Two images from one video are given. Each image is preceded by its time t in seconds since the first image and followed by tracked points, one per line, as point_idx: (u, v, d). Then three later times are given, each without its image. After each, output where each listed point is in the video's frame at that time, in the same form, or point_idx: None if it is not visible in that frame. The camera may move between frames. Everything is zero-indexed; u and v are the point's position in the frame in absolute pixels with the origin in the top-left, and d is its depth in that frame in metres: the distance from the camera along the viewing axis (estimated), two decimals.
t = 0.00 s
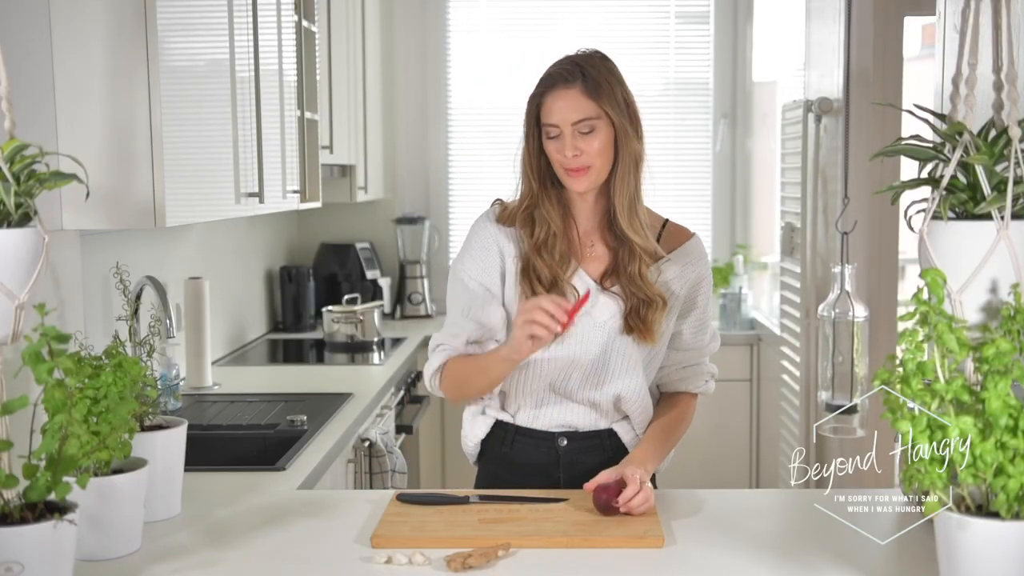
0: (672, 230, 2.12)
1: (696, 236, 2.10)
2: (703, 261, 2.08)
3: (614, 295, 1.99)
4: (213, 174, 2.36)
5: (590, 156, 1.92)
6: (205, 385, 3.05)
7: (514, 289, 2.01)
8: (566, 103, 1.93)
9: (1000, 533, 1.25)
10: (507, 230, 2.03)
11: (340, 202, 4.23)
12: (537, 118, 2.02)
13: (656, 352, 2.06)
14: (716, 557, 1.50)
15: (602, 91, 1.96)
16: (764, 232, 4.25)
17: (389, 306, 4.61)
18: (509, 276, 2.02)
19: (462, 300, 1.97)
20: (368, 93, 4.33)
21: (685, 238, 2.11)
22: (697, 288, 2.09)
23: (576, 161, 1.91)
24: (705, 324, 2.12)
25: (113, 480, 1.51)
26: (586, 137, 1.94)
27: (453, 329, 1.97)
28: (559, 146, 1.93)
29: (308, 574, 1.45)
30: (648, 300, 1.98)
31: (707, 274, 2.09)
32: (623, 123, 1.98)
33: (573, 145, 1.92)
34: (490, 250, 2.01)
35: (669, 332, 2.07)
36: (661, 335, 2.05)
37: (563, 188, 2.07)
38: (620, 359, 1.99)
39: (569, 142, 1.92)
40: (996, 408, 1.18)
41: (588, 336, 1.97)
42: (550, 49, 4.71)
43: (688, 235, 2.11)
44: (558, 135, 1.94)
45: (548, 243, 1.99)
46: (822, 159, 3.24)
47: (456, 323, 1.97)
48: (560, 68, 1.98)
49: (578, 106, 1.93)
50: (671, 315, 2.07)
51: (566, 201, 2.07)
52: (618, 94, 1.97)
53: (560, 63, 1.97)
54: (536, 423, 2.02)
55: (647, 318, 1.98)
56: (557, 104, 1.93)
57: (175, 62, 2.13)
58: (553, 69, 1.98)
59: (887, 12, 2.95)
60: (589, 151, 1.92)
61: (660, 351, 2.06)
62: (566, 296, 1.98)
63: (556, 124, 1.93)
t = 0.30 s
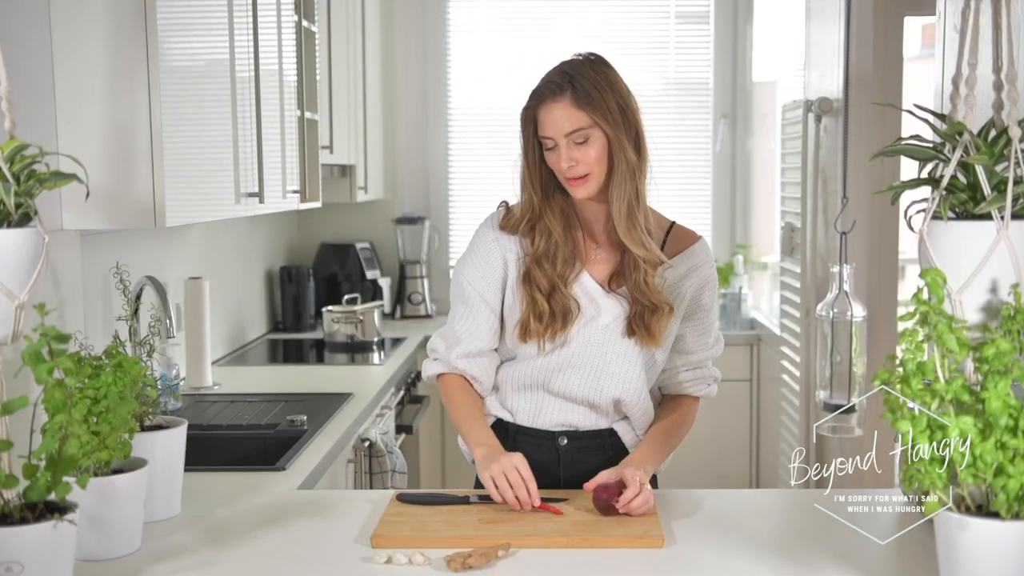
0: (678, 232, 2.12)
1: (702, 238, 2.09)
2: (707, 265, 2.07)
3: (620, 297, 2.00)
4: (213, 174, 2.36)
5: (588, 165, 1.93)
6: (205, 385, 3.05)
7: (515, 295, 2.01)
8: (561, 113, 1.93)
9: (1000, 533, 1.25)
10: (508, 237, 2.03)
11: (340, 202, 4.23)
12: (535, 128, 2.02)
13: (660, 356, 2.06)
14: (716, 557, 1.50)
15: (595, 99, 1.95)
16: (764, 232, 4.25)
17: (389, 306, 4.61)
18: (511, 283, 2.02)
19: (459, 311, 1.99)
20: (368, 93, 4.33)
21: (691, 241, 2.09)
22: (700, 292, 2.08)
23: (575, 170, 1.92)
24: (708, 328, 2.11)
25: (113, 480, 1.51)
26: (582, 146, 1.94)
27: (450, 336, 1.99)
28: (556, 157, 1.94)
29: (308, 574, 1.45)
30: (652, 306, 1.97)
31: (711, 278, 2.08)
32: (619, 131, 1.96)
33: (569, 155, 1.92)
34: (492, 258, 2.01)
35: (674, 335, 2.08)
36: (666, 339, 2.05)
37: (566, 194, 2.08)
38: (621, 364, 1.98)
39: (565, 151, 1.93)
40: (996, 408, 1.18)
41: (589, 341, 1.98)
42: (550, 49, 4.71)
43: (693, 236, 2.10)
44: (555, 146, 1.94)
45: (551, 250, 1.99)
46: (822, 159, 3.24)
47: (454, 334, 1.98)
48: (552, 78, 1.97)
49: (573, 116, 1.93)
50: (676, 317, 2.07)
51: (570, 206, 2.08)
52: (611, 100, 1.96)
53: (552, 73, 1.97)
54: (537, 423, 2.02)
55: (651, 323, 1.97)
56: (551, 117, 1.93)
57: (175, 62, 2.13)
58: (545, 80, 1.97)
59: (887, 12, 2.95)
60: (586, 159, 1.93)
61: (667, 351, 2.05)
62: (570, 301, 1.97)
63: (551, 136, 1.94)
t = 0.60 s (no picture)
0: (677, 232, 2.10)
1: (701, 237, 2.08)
2: (708, 266, 2.06)
3: (616, 301, 1.98)
4: (214, 174, 2.36)
5: (588, 158, 1.92)
6: (205, 385, 3.05)
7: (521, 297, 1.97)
8: (561, 106, 1.93)
9: (1000, 533, 1.25)
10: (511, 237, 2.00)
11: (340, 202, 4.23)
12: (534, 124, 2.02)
13: (659, 353, 2.08)
14: (716, 557, 1.50)
15: (595, 92, 1.94)
16: (764, 232, 4.25)
17: (389, 306, 4.61)
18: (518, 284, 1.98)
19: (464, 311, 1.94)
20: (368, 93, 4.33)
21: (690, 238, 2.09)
22: (700, 293, 2.07)
23: (575, 163, 1.91)
24: (709, 328, 2.11)
25: (113, 480, 1.51)
26: (583, 140, 1.93)
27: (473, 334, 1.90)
28: (556, 150, 1.93)
29: (308, 574, 1.45)
30: (638, 310, 1.96)
31: (710, 278, 2.07)
32: (618, 126, 1.96)
33: (570, 148, 1.92)
34: (501, 258, 1.98)
35: (672, 334, 2.09)
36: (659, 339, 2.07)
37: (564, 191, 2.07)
38: (622, 367, 1.98)
39: (565, 144, 1.92)
40: (996, 408, 1.18)
41: (591, 343, 1.97)
42: (550, 49, 4.71)
43: (692, 237, 2.09)
44: (555, 139, 1.94)
45: (549, 251, 1.97)
46: (822, 159, 3.24)
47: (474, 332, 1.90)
48: (551, 71, 1.97)
49: (573, 109, 1.93)
50: (673, 319, 2.08)
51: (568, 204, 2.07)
52: (611, 94, 1.96)
53: (552, 66, 1.96)
54: (537, 423, 2.05)
55: (641, 326, 1.96)
56: (550, 110, 1.93)
57: (175, 62, 2.13)
58: (544, 74, 1.97)
59: (887, 12, 2.95)
60: (586, 153, 1.92)
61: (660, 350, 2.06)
62: (570, 304, 1.95)
63: (551, 129, 1.93)
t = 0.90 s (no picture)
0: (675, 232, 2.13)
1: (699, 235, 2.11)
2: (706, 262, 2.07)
3: (618, 297, 1.98)
4: (214, 174, 2.36)
5: (595, 143, 1.96)
6: (205, 385, 3.05)
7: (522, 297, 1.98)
8: (567, 93, 1.97)
9: (1000, 534, 1.25)
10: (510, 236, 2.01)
11: (340, 201, 4.23)
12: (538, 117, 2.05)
13: (660, 353, 2.08)
14: (716, 557, 1.50)
15: (601, 81, 1.99)
16: (764, 232, 4.25)
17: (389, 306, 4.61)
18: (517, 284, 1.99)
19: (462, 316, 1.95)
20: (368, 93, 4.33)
21: (689, 237, 2.12)
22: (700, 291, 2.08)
23: (581, 147, 1.94)
24: (709, 325, 2.10)
25: (112, 480, 1.51)
26: (589, 126, 1.97)
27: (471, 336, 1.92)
28: (563, 135, 1.96)
29: (308, 573, 1.45)
30: (642, 299, 1.96)
31: (709, 274, 2.08)
32: (624, 116, 2.00)
33: (577, 132, 1.95)
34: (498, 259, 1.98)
35: (672, 331, 2.08)
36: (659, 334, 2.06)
37: (565, 189, 2.09)
38: (624, 366, 1.98)
39: (573, 129, 1.96)
40: (996, 408, 1.18)
41: (592, 343, 1.97)
42: (549, 49, 4.71)
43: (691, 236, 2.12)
44: (561, 125, 1.97)
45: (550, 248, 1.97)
46: (822, 159, 3.24)
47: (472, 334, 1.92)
48: (560, 62, 2.02)
49: (579, 95, 1.97)
50: (673, 318, 2.08)
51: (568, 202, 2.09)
52: (617, 85, 2.01)
53: (560, 57, 2.01)
54: (537, 425, 2.05)
55: (641, 318, 1.96)
56: (557, 96, 1.97)
57: (175, 62, 2.13)
58: (552, 64, 2.02)
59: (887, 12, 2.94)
60: (593, 138, 1.96)
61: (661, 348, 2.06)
62: (572, 300, 1.95)
63: (558, 115, 1.97)
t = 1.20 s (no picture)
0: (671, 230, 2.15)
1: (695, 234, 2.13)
2: (701, 262, 2.09)
3: (614, 297, 2.01)
4: (214, 174, 2.36)
5: (589, 147, 1.94)
6: (205, 385, 3.05)
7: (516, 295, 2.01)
8: (562, 96, 1.97)
9: (1000, 534, 1.25)
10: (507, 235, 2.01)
11: (340, 201, 4.23)
12: (534, 119, 2.05)
13: (657, 352, 2.06)
14: (716, 557, 1.50)
15: (597, 84, 1.99)
16: (764, 233, 4.26)
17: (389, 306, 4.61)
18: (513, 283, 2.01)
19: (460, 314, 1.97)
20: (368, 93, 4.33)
21: (684, 237, 2.13)
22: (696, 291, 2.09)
23: (575, 151, 1.92)
24: (705, 324, 2.12)
25: (112, 481, 1.51)
26: (584, 130, 1.96)
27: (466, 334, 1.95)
28: (558, 138, 1.95)
29: (308, 573, 1.45)
30: (643, 297, 1.98)
31: (705, 274, 2.09)
32: (619, 118, 1.99)
33: (572, 136, 1.94)
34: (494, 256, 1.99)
35: (670, 331, 2.08)
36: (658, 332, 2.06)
37: (561, 190, 2.10)
38: (622, 365, 1.98)
39: (567, 132, 1.95)
40: (996, 408, 1.18)
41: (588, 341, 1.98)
42: (550, 49, 4.71)
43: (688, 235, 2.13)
44: (556, 128, 1.96)
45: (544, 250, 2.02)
46: (822, 159, 3.24)
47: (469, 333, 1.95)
48: (555, 64, 2.01)
49: (574, 99, 1.97)
50: (670, 317, 2.08)
51: (564, 202, 2.09)
52: (612, 88, 2.00)
53: (556, 58, 2.01)
54: (536, 423, 2.03)
55: (642, 316, 1.98)
56: (552, 99, 1.97)
57: (175, 63, 2.13)
58: (548, 66, 2.01)
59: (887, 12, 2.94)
60: (588, 143, 1.94)
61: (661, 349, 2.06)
62: (567, 299, 1.98)
63: (553, 118, 1.97)
